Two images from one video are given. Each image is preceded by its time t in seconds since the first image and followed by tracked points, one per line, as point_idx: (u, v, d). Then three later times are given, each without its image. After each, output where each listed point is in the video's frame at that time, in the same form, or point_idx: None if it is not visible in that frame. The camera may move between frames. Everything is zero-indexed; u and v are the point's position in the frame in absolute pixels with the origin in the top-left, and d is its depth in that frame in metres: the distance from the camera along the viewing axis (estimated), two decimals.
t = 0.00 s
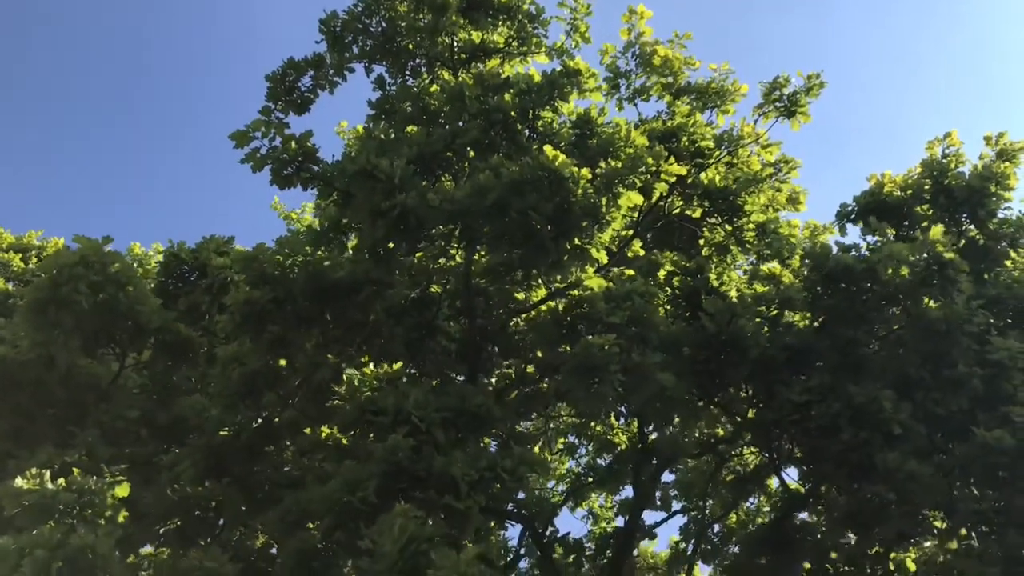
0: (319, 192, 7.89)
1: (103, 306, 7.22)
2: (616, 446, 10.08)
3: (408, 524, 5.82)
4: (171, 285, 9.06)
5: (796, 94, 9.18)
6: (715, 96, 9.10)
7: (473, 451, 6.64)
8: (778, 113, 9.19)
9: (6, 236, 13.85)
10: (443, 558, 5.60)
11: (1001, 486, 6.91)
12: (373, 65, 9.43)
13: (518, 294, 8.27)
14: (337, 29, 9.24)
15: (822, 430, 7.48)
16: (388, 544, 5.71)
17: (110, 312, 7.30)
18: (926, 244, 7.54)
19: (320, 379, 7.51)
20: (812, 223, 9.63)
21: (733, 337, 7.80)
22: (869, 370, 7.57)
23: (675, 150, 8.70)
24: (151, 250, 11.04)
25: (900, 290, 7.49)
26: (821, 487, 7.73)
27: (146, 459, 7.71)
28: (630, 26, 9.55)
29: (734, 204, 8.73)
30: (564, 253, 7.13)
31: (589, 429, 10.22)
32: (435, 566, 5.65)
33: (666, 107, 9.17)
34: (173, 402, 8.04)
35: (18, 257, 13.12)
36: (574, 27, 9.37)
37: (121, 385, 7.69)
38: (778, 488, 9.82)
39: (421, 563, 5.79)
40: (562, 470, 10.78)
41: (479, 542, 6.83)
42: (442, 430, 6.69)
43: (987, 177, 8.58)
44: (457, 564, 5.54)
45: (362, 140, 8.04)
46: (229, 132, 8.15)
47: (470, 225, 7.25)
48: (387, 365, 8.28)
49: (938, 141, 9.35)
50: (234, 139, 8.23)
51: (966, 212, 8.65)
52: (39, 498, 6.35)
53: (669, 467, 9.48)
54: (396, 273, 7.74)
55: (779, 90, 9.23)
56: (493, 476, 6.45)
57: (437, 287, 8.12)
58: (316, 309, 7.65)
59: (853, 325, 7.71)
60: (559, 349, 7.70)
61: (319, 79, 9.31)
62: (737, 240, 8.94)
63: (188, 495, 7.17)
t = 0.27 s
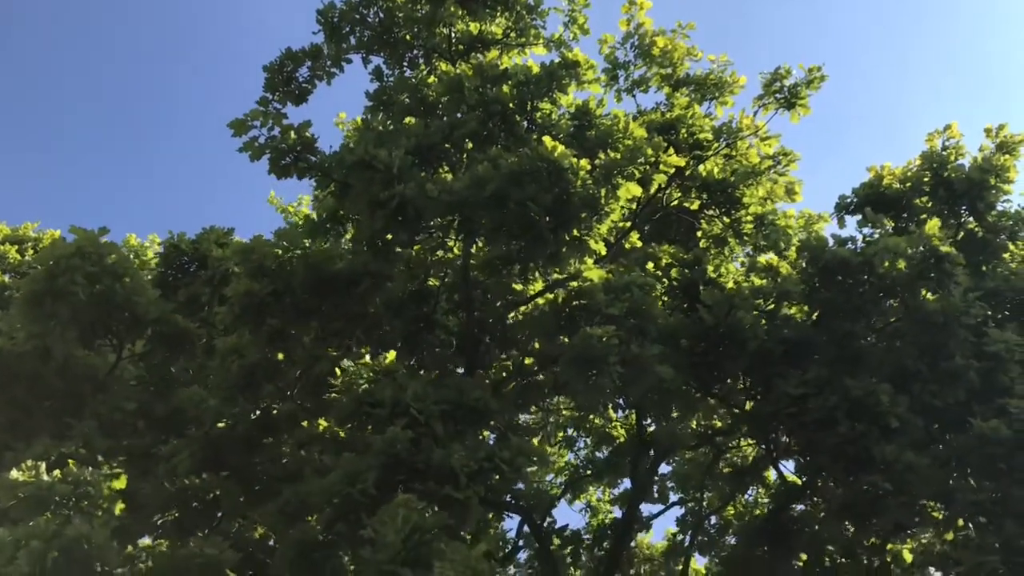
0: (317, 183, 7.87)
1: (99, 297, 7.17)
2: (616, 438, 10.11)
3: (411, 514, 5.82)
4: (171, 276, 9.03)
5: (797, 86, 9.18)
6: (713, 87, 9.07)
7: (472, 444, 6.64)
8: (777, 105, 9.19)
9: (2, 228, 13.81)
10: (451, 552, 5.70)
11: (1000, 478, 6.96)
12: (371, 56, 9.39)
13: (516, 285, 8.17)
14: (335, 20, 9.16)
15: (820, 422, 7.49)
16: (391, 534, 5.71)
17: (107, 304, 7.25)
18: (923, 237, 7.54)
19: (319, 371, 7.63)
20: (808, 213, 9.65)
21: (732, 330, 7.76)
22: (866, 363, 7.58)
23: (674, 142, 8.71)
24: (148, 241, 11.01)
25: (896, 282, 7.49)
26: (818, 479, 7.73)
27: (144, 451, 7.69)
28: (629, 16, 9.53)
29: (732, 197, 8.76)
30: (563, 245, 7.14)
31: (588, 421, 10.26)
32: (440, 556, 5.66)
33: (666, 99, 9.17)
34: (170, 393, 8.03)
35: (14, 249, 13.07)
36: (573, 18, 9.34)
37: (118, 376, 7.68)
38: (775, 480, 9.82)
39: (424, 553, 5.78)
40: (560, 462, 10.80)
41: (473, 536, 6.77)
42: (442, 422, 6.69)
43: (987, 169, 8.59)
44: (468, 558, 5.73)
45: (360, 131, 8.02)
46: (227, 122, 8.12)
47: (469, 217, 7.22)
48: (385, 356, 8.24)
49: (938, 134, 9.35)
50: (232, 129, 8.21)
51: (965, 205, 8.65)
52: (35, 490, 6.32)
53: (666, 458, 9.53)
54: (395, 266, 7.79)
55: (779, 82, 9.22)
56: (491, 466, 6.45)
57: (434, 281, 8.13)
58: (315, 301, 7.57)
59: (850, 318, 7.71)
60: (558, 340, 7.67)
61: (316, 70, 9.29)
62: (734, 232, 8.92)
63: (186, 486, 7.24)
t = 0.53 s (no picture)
0: (314, 176, 7.86)
1: (96, 292, 7.18)
2: (614, 433, 10.06)
3: (412, 512, 5.83)
4: (171, 268, 8.87)
5: (796, 80, 9.13)
6: (712, 81, 9.07)
7: (470, 438, 6.64)
8: (776, 99, 9.17)
9: None
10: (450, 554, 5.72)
11: (997, 472, 6.98)
12: (368, 49, 9.36)
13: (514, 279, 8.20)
14: (332, 13, 9.10)
15: (817, 417, 7.48)
16: (392, 532, 5.71)
17: (103, 298, 7.25)
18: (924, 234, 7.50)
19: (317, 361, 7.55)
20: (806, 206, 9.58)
21: (729, 324, 7.77)
22: (864, 358, 7.57)
23: (673, 136, 8.66)
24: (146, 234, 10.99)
25: (895, 279, 7.45)
26: (816, 473, 7.74)
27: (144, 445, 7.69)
28: (629, 9, 9.49)
29: (731, 190, 8.72)
30: (562, 239, 7.14)
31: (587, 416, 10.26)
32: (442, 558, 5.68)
33: (664, 92, 9.17)
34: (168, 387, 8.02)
35: (11, 242, 13.03)
36: (571, 11, 9.31)
37: (116, 370, 7.67)
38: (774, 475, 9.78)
39: (425, 551, 5.80)
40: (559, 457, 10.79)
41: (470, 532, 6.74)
42: (440, 417, 6.69)
43: (986, 164, 8.56)
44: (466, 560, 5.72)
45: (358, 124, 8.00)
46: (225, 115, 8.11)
47: (469, 212, 7.23)
48: (382, 349, 8.17)
49: (938, 128, 9.32)
50: (230, 122, 8.19)
51: (965, 199, 8.62)
52: (32, 482, 6.31)
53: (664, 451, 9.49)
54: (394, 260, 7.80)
55: (778, 76, 9.19)
56: (489, 460, 6.44)
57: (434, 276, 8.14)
58: (312, 295, 7.57)
59: (850, 313, 7.65)
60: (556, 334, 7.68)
61: (314, 63, 9.21)
62: (733, 226, 8.90)
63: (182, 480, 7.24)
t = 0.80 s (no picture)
0: (313, 171, 7.85)
1: (92, 286, 7.17)
2: (612, 429, 10.13)
3: (405, 513, 5.82)
4: (170, 260, 9.00)
5: (792, 75, 9.14)
6: (710, 74, 9.10)
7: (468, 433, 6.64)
8: (774, 94, 9.13)
9: None
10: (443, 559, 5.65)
11: (993, 468, 7.00)
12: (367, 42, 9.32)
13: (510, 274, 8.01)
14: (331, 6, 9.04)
15: (816, 412, 7.48)
16: (384, 535, 5.73)
17: (100, 292, 7.25)
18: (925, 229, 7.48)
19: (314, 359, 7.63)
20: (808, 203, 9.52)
21: (727, 320, 7.73)
22: (864, 353, 7.54)
23: (670, 131, 8.66)
24: (145, 228, 10.98)
25: (896, 274, 7.48)
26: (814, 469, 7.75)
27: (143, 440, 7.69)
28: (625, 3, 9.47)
29: (729, 184, 8.61)
30: (559, 235, 7.17)
31: (587, 412, 10.33)
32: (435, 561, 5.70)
33: (662, 87, 9.15)
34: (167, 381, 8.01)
35: (10, 235, 13.01)
36: (569, 5, 9.28)
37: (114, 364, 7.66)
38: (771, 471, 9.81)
39: (417, 552, 5.83)
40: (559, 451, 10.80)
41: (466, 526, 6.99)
42: (436, 413, 6.69)
43: (984, 160, 8.58)
44: (461, 564, 5.59)
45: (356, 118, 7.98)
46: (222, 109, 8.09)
47: (465, 208, 7.24)
48: (380, 344, 8.19)
49: (937, 123, 9.32)
50: (227, 116, 8.17)
51: (963, 195, 8.64)
52: (29, 478, 6.36)
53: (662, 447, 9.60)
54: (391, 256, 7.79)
55: (775, 71, 9.19)
56: (485, 456, 6.43)
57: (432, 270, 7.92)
58: (308, 290, 7.60)
59: (849, 309, 7.66)
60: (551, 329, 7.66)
61: (313, 57, 9.06)
62: (732, 221, 8.86)
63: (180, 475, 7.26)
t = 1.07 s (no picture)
0: (312, 164, 7.87)
1: (90, 279, 7.13)
2: (611, 423, 10.21)
3: (397, 507, 5.88)
4: (169, 254, 8.98)
5: (792, 70, 9.11)
6: (709, 68, 9.09)
7: (464, 430, 6.68)
8: (773, 89, 9.14)
9: None
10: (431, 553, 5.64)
11: (990, 462, 7.02)
12: (366, 36, 9.31)
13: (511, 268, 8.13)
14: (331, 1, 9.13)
15: (816, 406, 7.46)
16: (375, 530, 5.77)
17: (97, 286, 7.20)
18: (924, 224, 7.47)
19: (314, 354, 7.58)
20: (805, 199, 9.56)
21: (727, 315, 7.77)
22: (862, 347, 7.55)
23: (671, 126, 8.58)
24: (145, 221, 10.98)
25: (894, 269, 7.44)
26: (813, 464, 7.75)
27: (142, 433, 7.70)
28: None
29: (728, 180, 8.64)
30: (558, 228, 7.14)
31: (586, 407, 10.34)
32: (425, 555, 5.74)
33: (661, 81, 9.14)
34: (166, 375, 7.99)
35: (11, 229, 13.01)
36: None
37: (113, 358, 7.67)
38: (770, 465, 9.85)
39: (408, 547, 5.83)
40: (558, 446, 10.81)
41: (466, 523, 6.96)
42: (430, 408, 6.73)
43: (981, 155, 8.57)
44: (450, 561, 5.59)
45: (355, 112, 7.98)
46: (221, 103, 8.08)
47: (464, 202, 7.30)
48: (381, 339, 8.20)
49: (933, 118, 9.31)
50: (226, 110, 8.17)
51: (960, 190, 8.63)
52: (26, 474, 6.44)
53: (661, 443, 9.62)
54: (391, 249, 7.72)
55: (774, 67, 9.19)
56: (480, 454, 6.48)
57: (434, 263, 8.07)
58: (309, 284, 7.59)
59: (848, 304, 7.68)
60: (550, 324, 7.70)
61: (312, 51, 9.06)
62: (731, 216, 8.91)
63: (178, 468, 7.14)
